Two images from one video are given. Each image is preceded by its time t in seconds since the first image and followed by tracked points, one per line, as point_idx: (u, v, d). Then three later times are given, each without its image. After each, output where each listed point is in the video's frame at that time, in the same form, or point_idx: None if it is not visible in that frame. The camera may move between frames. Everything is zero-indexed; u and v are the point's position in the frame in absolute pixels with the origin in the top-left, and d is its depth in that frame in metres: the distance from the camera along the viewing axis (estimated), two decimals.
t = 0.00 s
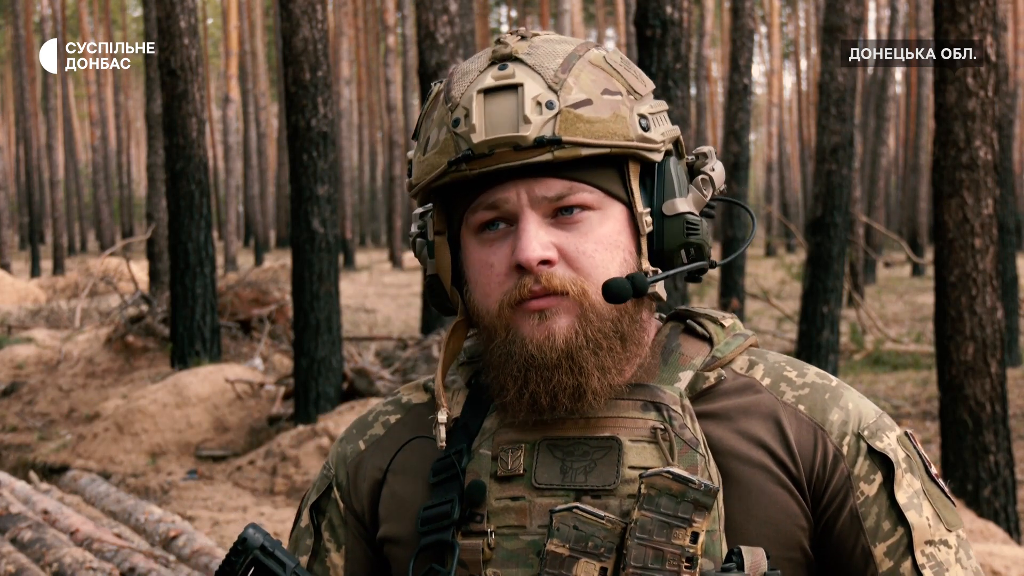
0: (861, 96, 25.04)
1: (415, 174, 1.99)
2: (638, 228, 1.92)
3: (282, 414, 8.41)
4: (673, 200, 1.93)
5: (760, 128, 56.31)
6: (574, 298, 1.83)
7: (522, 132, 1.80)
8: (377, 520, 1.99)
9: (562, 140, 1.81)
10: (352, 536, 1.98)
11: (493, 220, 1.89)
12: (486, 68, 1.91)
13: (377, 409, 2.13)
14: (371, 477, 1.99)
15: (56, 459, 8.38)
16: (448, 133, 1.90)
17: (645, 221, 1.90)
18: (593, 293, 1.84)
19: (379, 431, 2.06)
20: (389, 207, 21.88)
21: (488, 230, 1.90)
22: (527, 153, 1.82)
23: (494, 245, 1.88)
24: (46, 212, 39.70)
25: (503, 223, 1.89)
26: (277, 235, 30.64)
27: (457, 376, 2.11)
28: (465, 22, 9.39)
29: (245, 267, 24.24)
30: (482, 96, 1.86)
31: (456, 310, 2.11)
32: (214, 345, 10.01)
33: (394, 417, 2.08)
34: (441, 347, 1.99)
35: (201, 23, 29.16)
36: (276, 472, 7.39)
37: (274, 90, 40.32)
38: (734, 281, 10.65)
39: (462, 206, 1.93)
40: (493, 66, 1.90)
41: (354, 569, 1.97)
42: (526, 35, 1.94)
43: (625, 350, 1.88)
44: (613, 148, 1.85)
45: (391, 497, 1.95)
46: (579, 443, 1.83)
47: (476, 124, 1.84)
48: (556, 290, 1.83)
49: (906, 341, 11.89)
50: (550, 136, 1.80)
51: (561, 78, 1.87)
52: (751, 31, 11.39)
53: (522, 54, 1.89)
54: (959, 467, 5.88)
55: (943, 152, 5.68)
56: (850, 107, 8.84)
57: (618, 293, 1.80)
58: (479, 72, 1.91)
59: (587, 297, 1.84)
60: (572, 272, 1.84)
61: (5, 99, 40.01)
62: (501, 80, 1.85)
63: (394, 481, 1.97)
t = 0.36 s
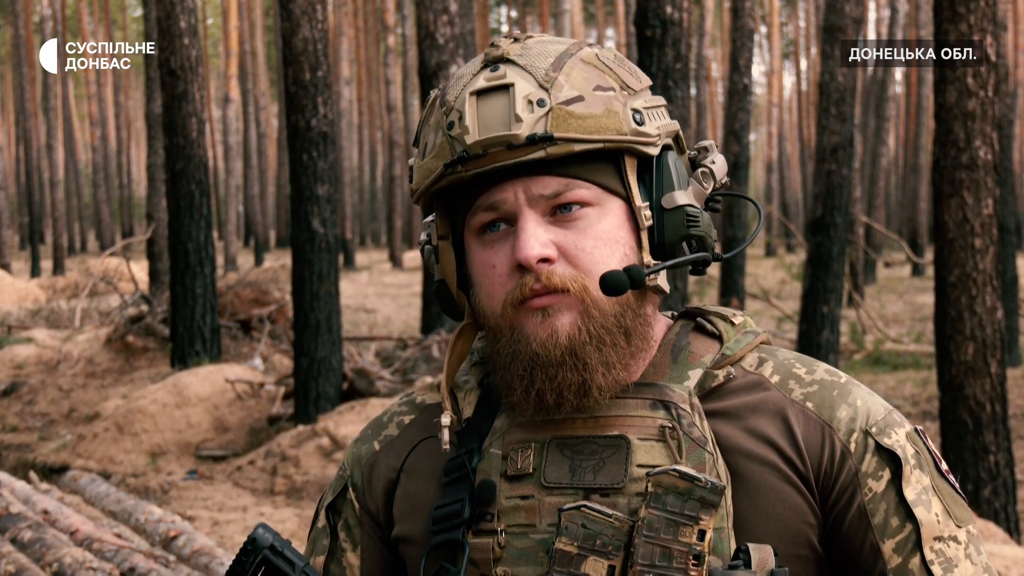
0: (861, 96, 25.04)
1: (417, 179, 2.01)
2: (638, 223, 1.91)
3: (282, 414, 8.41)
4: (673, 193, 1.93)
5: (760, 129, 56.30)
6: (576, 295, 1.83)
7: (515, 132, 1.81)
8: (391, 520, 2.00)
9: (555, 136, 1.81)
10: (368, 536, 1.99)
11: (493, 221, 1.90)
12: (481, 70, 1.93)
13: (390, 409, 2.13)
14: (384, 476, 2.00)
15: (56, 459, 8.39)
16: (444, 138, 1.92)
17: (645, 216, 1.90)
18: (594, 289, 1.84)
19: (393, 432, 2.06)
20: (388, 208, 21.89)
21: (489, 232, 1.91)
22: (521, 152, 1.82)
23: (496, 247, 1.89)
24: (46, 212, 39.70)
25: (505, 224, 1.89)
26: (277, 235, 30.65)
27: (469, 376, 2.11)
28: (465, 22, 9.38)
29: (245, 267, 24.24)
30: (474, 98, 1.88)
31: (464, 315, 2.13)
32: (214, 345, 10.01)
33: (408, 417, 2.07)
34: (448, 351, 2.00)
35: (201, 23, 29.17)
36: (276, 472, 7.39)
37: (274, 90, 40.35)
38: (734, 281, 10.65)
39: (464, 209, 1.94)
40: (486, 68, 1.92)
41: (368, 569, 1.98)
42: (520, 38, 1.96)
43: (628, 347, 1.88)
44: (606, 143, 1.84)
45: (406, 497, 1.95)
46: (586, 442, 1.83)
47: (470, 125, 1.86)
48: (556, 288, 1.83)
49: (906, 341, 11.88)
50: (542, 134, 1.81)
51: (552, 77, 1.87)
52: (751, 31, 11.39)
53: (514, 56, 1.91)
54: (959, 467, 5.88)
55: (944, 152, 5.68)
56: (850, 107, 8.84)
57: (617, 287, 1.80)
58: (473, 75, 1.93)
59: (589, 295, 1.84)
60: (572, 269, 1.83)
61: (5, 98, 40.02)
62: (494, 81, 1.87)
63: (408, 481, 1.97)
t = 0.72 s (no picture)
0: (861, 96, 25.05)
1: (421, 167, 2.00)
2: (638, 226, 1.92)
3: (282, 414, 8.41)
4: (674, 198, 1.93)
5: (760, 129, 56.26)
6: (577, 293, 1.84)
7: (531, 126, 1.80)
8: (372, 514, 2.00)
9: (569, 134, 1.81)
10: (349, 529, 2.00)
11: (497, 215, 1.89)
12: (496, 62, 1.92)
13: (372, 403, 2.14)
14: (367, 468, 2.00)
15: (56, 459, 8.39)
16: (456, 126, 1.91)
17: (646, 219, 1.90)
18: (595, 289, 1.85)
19: (375, 424, 2.06)
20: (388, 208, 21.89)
21: (491, 225, 1.91)
22: (537, 147, 1.82)
23: (498, 239, 1.89)
24: (46, 212, 39.69)
25: (508, 217, 1.89)
26: (277, 235, 30.65)
27: (454, 370, 2.11)
28: (465, 22, 9.38)
29: (246, 267, 24.25)
30: (491, 89, 1.87)
31: (456, 307, 2.12)
32: (214, 345, 10.01)
33: (391, 410, 2.09)
34: (440, 340, 2.00)
35: (202, 23, 29.18)
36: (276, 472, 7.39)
37: (274, 90, 40.35)
38: (734, 281, 10.65)
39: (468, 199, 1.93)
40: (502, 61, 1.91)
41: (347, 560, 1.99)
42: (538, 34, 1.95)
43: (626, 345, 1.89)
44: (617, 145, 1.85)
45: (387, 487, 1.96)
46: (574, 435, 1.84)
47: (485, 116, 1.84)
48: (558, 284, 1.83)
49: (906, 341, 11.88)
50: (559, 130, 1.81)
51: (568, 75, 1.87)
52: (751, 31, 11.39)
53: (530, 51, 1.90)
54: (959, 467, 5.90)
55: (944, 152, 5.68)
56: (850, 107, 8.83)
57: (622, 287, 1.81)
58: (489, 66, 1.92)
59: (589, 293, 1.84)
60: (574, 266, 1.84)
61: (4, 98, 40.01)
62: (510, 75, 1.86)
63: (391, 473, 1.97)
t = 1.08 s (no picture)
0: (861, 96, 25.05)
1: (402, 160, 1.98)
2: (617, 230, 1.92)
3: (282, 415, 8.39)
4: (651, 206, 1.94)
5: (760, 129, 56.23)
6: (557, 293, 1.84)
7: (523, 124, 1.80)
8: (334, 509, 1.99)
9: (561, 135, 1.81)
10: (310, 524, 1.98)
11: (479, 212, 1.88)
12: (486, 60, 1.91)
13: (332, 397, 2.13)
14: (332, 464, 2.00)
15: (56, 459, 8.40)
16: (445, 121, 1.88)
17: (627, 223, 1.91)
18: (574, 290, 1.85)
19: (337, 419, 2.06)
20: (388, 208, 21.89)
21: (472, 222, 1.89)
22: (528, 146, 1.81)
23: (479, 236, 1.87)
24: (46, 212, 39.68)
25: (491, 214, 1.88)
26: (277, 235, 30.65)
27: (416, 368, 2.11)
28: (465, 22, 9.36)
29: (246, 267, 24.25)
30: (483, 86, 1.86)
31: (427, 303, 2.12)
32: (214, 345, 10.01)
33: (352, 406, 2.08)
34: (413, 332, 1.98)
35: (202, 23, 29.16)
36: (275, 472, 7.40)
37: (274, 90, 40.36)
38: (734, 281, 10.65)
39: (449, 193, 1.91)
40: (493, 59, 1.90)
41: (308, 554, 1.98)
42: (527, 35, 1.95)
43: (602, 346, 1.88)
44: (606, 148, 1.86)
45: (352, 483, 1.95)
46: (548, 435, 1.83)
47: (478, 112, 1.82)
48: (540, 284, 1.83)
49: (906, 341, 11.88)
50: (551, 130, 1.80)
51: (560, 76, 1.88)
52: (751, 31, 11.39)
53: (522, 50, 1.90)
54: (960, 467, 5.92)
55: (944, 152, 5.68)
56: (850, 107, 8.80)
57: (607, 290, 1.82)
58: (480, 63, 1.91)
59: (569, 294, 1.84)
60: (556, 267, 1.84)
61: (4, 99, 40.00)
62: (503, 73, 1.85)
63: (356, 469, 1.97)
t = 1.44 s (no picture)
0: (861, 96, 25.05)
1: (383, 161, 1.97)
2: (599, 233, 1.92)
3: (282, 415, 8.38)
4: (631, 210, 1.94)
5: (760, 129, 56.19)
6: (539, 298, 1.83)
7: (508, 128, 1.79)
8: (309, 512, 1.99)
9: (546, 139, 1.81)
10: (284, 524, 1.97)
11: (461, 214, 1.87)
12: (470, 62, 1.91)
13: (306, 398, 2.12)
14: (307, 466, 1.99)
15: (57, 459, 8.39)
16: (428, 123, 1.87)
17: (608, 227, 1.90)
18: (557, 294, 1.85)
19: (311, 420, 2.05)
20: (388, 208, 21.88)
21: (455, 224, 1.88)
22: (513, 149, 1.81)
23: (460, 239, 1.87)
24: (46, 212, 39.67)
25: (474, 218, 1.87)
26: (277, 235, 30.65)
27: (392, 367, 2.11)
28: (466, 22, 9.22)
29: (246, 267, 24.24)
30: (466, 88, 1.85)
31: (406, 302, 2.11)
32: (214, 345, 10.00)
33: (327, 406, 2.08)
34: (392, 333, 1.98)
35: (202, 23, 29.15)
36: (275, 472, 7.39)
37: (274, 90, 40.35)
38: (734, 281, 10.64)
39: (431, 195, 1.90)
40: (477, 61, 1.89)
41: (283, 555, 1.97)
42: (511, 36, 1.94)
43: (582, 350, 1.88)
44: (588, 153, 1.86)
45: (327, 485, 1.95)
46: (526, 439, 1.83)
47: (461, 116, 1.82)
48: (522, 288, 1.82)
49: (906, 341, 11.87)
50: (535, 134, 1.80)
51: (544, 81, 1.87)
52: (751, 31, 11.38)
53: (505, 53, 1.89)
54: (960, 467, 5.92)
55: (944, 152, 5.68)
56: (850, 107, 8.78)
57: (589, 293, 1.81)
58: (462, 65, 1.90)
59: (551, 298, 1.84)
60: (538, 271, 1.83)
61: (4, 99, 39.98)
62: (486, 77, 1.85)
63: (332, 471, 1.96)
